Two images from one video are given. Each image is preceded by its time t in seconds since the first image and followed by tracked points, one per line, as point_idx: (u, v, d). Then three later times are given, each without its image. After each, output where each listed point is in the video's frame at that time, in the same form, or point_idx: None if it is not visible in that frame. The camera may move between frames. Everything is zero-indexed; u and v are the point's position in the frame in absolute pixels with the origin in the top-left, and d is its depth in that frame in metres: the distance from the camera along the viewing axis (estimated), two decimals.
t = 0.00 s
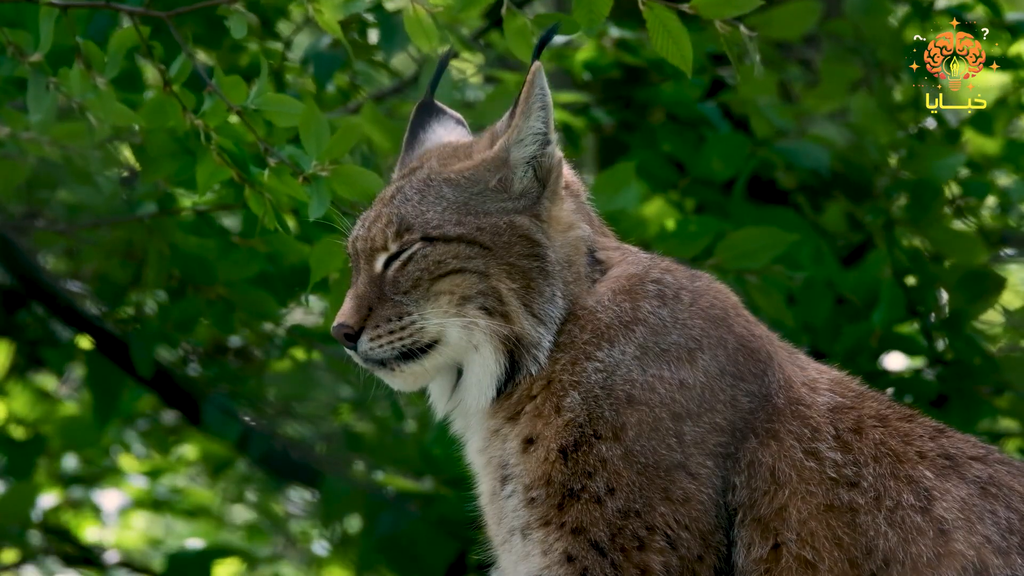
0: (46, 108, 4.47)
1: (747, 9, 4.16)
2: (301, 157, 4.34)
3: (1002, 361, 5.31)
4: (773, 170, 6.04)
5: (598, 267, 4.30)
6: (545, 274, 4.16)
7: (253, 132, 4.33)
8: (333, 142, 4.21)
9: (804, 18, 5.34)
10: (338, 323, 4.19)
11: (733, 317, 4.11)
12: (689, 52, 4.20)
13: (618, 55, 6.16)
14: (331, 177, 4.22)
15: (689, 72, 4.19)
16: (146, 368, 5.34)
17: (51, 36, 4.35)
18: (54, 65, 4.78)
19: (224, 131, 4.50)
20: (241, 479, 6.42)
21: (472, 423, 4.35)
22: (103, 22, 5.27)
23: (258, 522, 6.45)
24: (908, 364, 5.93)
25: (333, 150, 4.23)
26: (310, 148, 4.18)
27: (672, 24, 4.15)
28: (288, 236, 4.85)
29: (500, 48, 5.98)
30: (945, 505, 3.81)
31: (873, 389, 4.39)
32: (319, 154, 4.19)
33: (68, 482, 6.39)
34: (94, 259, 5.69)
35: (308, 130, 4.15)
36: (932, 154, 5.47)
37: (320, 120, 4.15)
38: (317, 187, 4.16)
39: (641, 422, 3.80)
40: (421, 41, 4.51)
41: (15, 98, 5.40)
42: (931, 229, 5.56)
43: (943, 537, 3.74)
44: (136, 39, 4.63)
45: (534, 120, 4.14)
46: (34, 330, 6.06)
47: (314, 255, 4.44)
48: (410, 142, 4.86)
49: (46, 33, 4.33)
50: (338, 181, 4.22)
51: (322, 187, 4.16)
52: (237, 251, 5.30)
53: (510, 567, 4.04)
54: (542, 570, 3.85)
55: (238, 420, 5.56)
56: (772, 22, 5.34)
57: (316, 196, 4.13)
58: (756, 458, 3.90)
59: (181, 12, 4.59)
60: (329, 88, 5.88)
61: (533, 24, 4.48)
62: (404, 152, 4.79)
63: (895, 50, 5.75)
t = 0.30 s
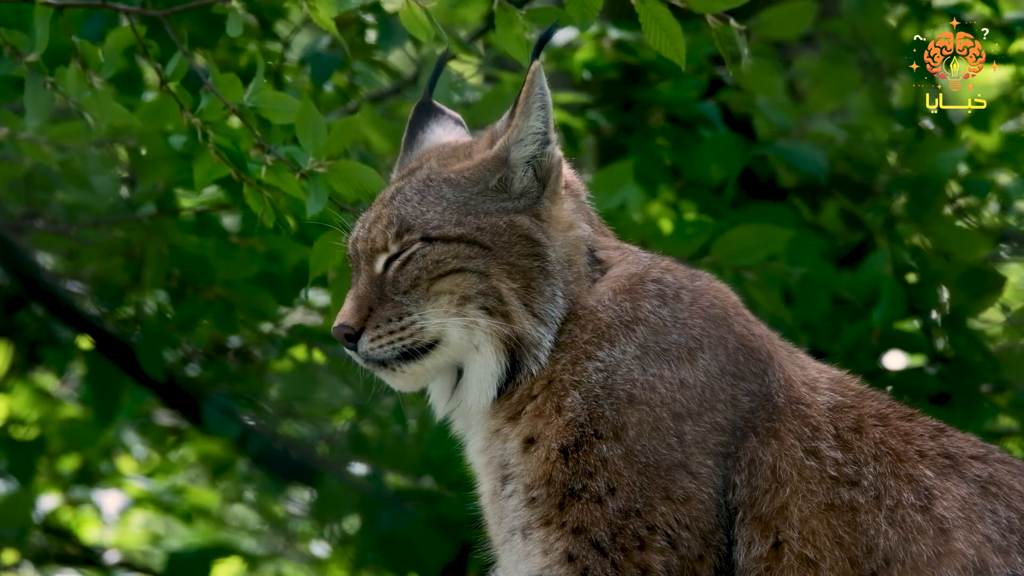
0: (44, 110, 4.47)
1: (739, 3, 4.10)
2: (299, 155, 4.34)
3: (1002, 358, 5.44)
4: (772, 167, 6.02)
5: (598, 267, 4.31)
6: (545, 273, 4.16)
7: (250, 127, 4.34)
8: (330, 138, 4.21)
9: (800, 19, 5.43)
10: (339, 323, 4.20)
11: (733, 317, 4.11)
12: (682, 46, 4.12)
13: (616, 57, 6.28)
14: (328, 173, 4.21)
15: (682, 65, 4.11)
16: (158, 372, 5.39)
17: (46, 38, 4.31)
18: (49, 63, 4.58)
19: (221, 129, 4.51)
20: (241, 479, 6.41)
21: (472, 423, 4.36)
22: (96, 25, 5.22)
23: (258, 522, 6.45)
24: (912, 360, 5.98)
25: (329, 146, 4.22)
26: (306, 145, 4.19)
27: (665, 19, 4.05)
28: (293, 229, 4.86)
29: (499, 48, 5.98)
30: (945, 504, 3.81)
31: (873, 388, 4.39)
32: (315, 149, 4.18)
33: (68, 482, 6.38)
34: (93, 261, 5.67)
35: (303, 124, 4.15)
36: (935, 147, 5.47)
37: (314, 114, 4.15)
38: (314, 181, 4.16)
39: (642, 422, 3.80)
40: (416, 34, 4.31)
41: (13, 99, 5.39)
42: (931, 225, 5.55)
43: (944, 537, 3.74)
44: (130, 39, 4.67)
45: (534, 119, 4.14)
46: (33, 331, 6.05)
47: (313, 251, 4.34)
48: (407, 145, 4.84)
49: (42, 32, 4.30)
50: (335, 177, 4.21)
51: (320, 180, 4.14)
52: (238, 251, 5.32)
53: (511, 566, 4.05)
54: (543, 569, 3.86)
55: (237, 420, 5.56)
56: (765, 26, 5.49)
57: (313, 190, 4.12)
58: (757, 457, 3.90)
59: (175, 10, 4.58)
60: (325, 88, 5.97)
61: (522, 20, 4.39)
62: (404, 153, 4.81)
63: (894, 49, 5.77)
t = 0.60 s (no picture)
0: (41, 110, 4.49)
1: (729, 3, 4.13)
2: (294, 152, 4.30)
3: (1001, 358, 5.45)
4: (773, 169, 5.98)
5: (598, 266, 4.30)
6: (545, 273, 4.16)
7: (249, 127, 4.35)
8: (327, 136, 4.20)
9: (799, 20, 5.53)
10: (339, 324, 4.19)
11: (733, 316, 4.11)
12: (674, 46, 4.16)
13: (616, 58, 6.24)
14: (326, 172, 4.20)
15: (674, 65, 4.15)
16: (159, 373, 5.40)
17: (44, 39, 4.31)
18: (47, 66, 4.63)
19: (216, 129, 4.44)
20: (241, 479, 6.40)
21: (473, 423, 4.36)
22: (98, 24, 5.23)
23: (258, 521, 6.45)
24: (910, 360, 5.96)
25: (326, 145, 4.22)
26: (303, 144, 4.18)
27: (658, 18, 4.07)
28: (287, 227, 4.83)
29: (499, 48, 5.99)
30: (946, 503, 3.81)
31: (873, 387, 4.39)
32: (312, 148, 4.19)
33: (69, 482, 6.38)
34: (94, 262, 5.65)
35: (300, 123, 4.15)
36: (929, 145, 5.47)
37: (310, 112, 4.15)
38: (311, 181, 4.16)
39: (642, 421, 3.80)
40: (409, 35, 4.30)
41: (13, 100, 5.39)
42: (930, 224, 5.56)
43: (945, 536, 3.74)
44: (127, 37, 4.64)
45: (534, 119, 4.14)
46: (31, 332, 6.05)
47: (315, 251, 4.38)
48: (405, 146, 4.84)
49: (38, 34, 4.31)
50: (332, 175, 4.21)
51: (318, 183, 4.15)
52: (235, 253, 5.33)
53: (511, 566, 4.05)
54: (544, 569, 3.86)
55: (237, 421, 5.59)
56: (765, 27, 5.59)
57: (311, 188, 4.14)
58: (757, 456, 3.90)
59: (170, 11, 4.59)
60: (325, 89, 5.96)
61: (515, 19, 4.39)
62: (403, 153, 4.80)
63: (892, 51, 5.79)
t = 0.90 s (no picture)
0: (38, 111, 4.44)
1: (725, 5, 4.09)
2: (290, 154, 4.27)
3: (1000, 359, 5.45)
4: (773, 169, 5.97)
5: (597, 266, 4.30)
6: (545, 272, 4.16)
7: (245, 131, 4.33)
8: (324, 139, 4.17)
9: (797, 24, 5.52)
10: (339, 324, 4.19)
11: (732, 315, 4.10)
12: (670, 49, 4.15)
13: (616, 59, 6.25)
14: (321, 174, 4.17)
15: (670, 68, 4.13)
16: (157, 375, 5.40)
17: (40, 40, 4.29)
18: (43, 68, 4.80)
19: (213, 132, 4.44)
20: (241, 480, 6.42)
21: (473, 423, 4.35)
22: (97, 24, 5.21)
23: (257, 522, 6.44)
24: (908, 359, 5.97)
25: (322, 147, 4.19)
26: (299, 144, 4.18)
27: (652, 20, 4.09)
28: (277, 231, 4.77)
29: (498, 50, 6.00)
30: (946, 502, 3.81)
31: (873, 387, 4.39)
32: (307, 149, 4.17)
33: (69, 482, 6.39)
34: (92, 264, 5.63)
35: (296, 124, 4.16)
36: (920, 145, 5.41)
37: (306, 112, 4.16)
38: (307, 182, 4.12)
39: (642, 421, 3.79)
40: (405, 39, 4.36)
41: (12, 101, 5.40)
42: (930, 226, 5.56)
43: (945, 535, 3.74)
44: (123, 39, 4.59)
45: (534, 119, 4.14)
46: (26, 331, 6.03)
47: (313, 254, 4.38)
48: (405, 143, 4.86)
49: (34, 35, 4.28)
50: (328, 178, 4.19)
51: (314, 182, 4.12)
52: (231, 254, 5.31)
53: (511, 566, 4.04)
54: (543, 569, 3.85)
55: (237, 422, 5.60)
56: (767, 28, 5.54)
57: (306, 191, 4.10)
58: (757, 455, 3.90)
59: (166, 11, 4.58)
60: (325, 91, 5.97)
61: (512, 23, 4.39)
62: (401, 154, 4.81)
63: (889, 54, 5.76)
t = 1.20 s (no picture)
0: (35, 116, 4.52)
1: (718, 20, 4.17)
2: (285, 159, 4.35)
3: (1000, 363, 5.45)
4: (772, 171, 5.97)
5: (597, 265, 4.30)
6: (547, 271, 4.15)
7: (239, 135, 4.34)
8: (319, 145, 4.19)
9: (798, 29, 5.56)
10: (340, 322, 4.18)
11: (732, 315, 4.10)
12: (662, 61, 4.19)
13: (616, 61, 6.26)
14: (315, 180, 4.17)
15: (660, 79, 4.18)
16: (157, 376, 5.39)
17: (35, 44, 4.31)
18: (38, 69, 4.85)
19: (209, 133, 4.45)
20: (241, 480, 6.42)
21: (473, 422, 4.35)
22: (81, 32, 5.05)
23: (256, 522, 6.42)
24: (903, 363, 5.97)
25: (317, 152, 4.20)
26: (293, 149, 4.19)
27: (646, 33, 4.13)
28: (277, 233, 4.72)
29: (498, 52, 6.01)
30: (946, 502, 3.81)
31: (873, 387, 4.39)
32: (302, 154, 4.18)
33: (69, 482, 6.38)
34: (91, 265, 5.62)
35: (291, 130, 4.18)
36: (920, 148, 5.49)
37: (301, 120, 4.19)
38: (301, 188, 4.14)
39: (642, 420, 3.79)
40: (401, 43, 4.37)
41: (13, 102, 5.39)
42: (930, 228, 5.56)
43: (945, 534, 3.74)
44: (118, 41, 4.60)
45: (537, 118, 4.14)
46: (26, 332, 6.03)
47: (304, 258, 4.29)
48: (399, 146, 4.84)
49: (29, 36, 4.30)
50: (322, 183, 4.17)
51: (308, 189, 4.13)
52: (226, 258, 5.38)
53: (511, 565, 4.04)
54: (543, 568, 3.85)
55: (236, 424, 5.65)
56: (766, 34, 5.62)
57: (299, 197, 4.10)
58: (757, 455, 3.90)
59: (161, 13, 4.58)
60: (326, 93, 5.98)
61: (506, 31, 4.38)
62: (395, 156, 4.80)
63: (888, 58, 5.76)
